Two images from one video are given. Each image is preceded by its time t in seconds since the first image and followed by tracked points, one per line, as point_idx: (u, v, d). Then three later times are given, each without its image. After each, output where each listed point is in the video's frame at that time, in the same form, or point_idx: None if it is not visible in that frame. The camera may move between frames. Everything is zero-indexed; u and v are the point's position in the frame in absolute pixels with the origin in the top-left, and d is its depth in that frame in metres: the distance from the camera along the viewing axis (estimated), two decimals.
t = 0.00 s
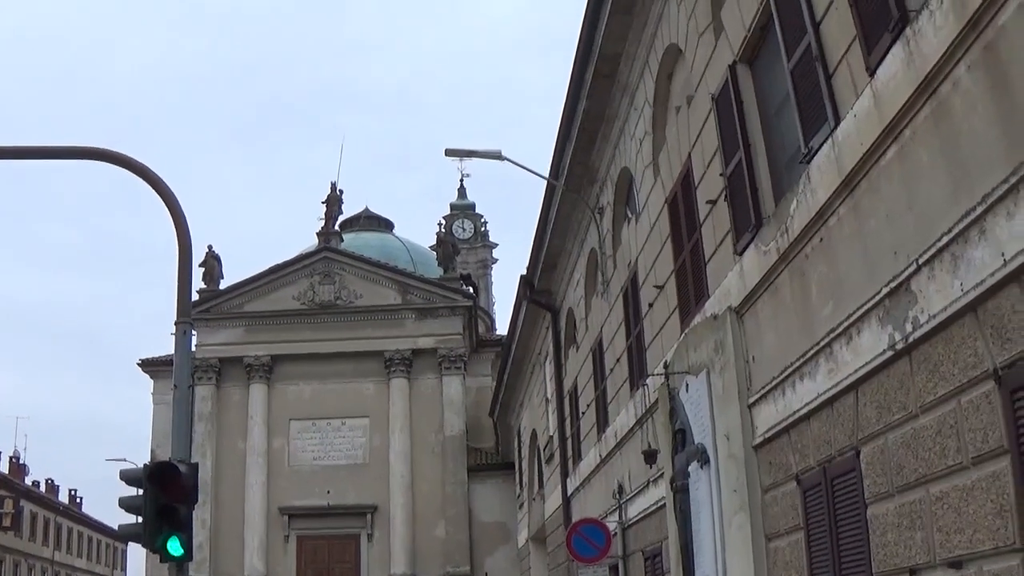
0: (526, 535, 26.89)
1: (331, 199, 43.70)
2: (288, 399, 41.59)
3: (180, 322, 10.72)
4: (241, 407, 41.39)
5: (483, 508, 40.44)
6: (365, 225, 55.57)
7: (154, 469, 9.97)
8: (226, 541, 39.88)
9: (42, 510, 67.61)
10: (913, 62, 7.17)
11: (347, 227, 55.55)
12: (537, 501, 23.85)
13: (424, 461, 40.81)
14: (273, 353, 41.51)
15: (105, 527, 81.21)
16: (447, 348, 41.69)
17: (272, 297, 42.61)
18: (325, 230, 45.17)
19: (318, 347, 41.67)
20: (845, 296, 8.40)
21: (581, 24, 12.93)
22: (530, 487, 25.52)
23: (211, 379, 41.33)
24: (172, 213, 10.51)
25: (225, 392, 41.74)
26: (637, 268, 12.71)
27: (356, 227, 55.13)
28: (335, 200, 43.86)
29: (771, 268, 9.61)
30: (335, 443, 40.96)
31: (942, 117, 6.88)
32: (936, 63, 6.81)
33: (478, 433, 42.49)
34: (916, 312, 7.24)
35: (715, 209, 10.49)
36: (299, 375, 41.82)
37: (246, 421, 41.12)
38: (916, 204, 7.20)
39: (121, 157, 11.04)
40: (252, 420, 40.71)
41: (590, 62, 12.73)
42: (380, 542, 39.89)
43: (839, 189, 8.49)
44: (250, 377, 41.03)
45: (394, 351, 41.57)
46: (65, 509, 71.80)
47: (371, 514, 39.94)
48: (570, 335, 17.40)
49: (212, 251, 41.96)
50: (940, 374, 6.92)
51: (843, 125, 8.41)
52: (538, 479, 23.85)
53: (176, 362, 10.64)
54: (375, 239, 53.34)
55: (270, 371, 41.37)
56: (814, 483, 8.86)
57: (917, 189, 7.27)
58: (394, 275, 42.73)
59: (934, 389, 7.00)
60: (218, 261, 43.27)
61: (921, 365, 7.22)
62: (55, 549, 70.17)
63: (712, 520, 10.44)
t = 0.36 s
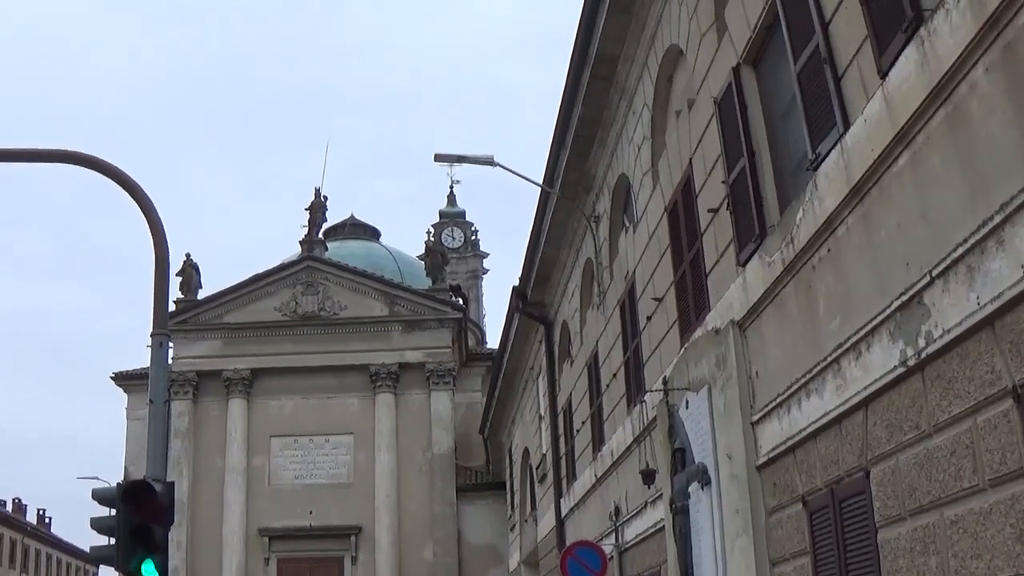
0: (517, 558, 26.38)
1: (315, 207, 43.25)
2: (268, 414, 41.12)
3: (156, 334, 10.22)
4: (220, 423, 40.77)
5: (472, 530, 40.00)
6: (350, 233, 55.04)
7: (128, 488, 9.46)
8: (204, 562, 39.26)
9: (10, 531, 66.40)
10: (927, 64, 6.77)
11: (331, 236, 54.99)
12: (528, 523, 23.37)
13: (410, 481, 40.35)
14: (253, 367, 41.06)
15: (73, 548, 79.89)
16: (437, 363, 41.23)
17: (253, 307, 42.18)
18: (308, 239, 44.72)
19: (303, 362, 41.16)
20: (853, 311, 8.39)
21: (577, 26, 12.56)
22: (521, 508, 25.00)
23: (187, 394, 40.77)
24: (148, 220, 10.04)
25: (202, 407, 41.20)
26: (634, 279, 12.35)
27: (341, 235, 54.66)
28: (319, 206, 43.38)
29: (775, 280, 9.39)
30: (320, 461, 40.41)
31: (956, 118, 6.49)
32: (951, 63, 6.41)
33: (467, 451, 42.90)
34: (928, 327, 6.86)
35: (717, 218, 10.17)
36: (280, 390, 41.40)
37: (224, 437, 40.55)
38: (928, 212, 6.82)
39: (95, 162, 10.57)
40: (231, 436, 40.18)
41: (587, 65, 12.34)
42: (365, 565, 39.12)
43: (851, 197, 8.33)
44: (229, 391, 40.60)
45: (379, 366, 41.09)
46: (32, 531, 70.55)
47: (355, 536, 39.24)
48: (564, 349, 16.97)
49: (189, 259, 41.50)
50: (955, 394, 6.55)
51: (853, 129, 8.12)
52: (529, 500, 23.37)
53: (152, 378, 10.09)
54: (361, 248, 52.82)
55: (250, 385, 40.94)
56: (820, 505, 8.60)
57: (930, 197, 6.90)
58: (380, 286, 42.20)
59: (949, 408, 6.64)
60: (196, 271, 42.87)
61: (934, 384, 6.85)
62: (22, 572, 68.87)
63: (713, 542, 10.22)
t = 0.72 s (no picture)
0: None
1: (290, 208, 42.35)
2: (238, 436, 40.14)
3: (114, 348, 9.34)
4: (185, 444, 39.84)
5: (462, 562, 38.85)
6: (328, 235, 54.06)
7: (83, 517, 8.49)
8: None
9: None
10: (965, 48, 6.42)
11: (309, 238, 53.98)
12: (524, 553, 22.50)
13: (395, 506, 39.33)
14: (221, 385, 40.26)
15: None
16: (424, 378, 40.29)
17: (223, 318, 41.30)
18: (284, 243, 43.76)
19: (281, 378, 40.35)
20: (881, 324, 7.69)
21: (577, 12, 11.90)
22: (516, 539, 24.08)
23: (149, 413, 39.72)
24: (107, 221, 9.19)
25: (165, 428, 40.22)
26: (639, 287, 11.64)
27: (319, 239, 53.64)
28: (294, 207, 42.41)
29: (794, 288, 8.73)
30: (294, 487, 39.37)
31: (997, 108, 6.15)
32: (995, 46, 6.04)
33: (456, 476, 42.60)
34: (966, 338, 6.49)
35: (729, 220, 9.54)
36: (251, 409, 40.51)
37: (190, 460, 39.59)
38: (965, 212, 6.44)
39: (51, 160, 9.70)
40: (197, 458, 39.22)
41: (588, 52, 11.68)
42: None
43: (880, 195, 7.71)
44: (196, 411, 39.76)
45: (359, 383, 40.15)
46: None
47: (333, 568, 38.14)
48: (563, 363, 16.12)
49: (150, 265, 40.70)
50: (995, 413, 6.21)
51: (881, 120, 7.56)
52: (525, 527, 22.49)
53: (110, 396, 9.19)
54: (342, 252, 51.95)
55: (218, 405, 40.13)
56: (845, 534, 8.08)
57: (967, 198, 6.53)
58: (361, 294, 41.30)
59: (989, 428, 6.28)
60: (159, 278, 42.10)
61: (970, 402, 6.53)
62: None
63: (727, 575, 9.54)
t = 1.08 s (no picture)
0: None
1: (263, 211, 41.51)
2: (207, 459, 39.32)
3: (69, 362, 8.57)
4: (148, 469, 39.00)
5: None
6: (305, 240, 52.80)
7: (34, 548, 7.67)
8: None
9: None
10: (1001, 31, 5.85)
11: (284, 244, 52.61)
12: None
13: (378, 536, 38.46)
14: (188, 405, 39.24)
15: None
16: (408, 399, 39.39)
17: (187, 331, 40.07)
18: (256, 248, 42.78)
19: (257, 396, 39.43)
20: (907, 335, 7.00)
21: (575, 1, 11.28)
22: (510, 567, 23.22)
23: (109, 435, 38.74)
24: (63, 225, 8.45)
25: (126, 450, 39.27)
26: (642, 296, 10.95)
27: (295, 244, 52.41)
28: (267, 210, 41.59)
29: (811, 297, 8.04)
30: (265, 514, 38.51)
31: None
32: None
33: (445, 503, 41.41)
34: (1003, 350, 5.92)
35: (740, 223, 8.87)
36: (219, 430, 39.66)
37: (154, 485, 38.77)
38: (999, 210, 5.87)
39: (6, 159, 8.96)
40: (163, 484, 38.29)
41: (587, 42, 11.05)
42: None
43: (904, 196, 7.00)
44: (162, 432, 38.77)
45: (337, 402, 39.29)
46: None
47: None
48: (561, 379, 15.39)
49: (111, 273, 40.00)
50: None
51: (906, 113, 6.95)
52: (518, 553, 21.68)
53: (66, 415, 8.43)
54: (320, 258, 50.84)
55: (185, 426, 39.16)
56: (869, 565, 7.42)
57: (1001, 194, 5.96)
58: (340, 306, 40.43)
59: None
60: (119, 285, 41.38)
61: (1007, 422, 5.94)
62: None
63: None
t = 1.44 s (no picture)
0: None
1: (239, 212, 40.87)
2: (178, 473, 37.38)
3: (30, 370, 8.10)
4: (114, 483, 37.05)
5: None
6: (285, 243, 50.52)
7: None
8: None
9: None
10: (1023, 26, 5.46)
11: (264, 245, 50.50)
12: None
13: (357, 555, 36.56)
14: (157, 416, 37.40)
15: None
16: (391, 411, 37.56)
17: (158, 338, 38.22)
18: (230, 251, 41.18)
19: (230, 407, 37.53)
20: (917, 349, 6.58)
21: None
22: None
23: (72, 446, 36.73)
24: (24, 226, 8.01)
25: (90, 463, 37.35)
26: (638, 306, 10.52)
27: (272, 247, 50.13)
28: (244, 211, 40.92)
29: (816, 308, 7.62)
30: (239, 532, 36.45)
31: None
32: None
33: (427, 524, 40.02)
34: (1019, 368, 5.51)
35: (742, 230, 8.46)
36: (192, 443, 37.73)
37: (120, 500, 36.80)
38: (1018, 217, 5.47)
39: None
40: (129, 502, 36.41)
41: (582, 39, 10.68)
42: None
43: (916, 201, 6.58)
44: (128, 445, 36.86)
45: (315, 414, 37.49)
46: None
47: None
48: (552, 393, 14.91)
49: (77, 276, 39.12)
50: None
51: (919, 114, 6.54)
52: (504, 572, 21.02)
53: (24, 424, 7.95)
54: (299, 262, 48.63)
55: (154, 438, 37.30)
56: None
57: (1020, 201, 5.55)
58: (319, 312, 38.58)
59: None
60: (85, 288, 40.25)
61: None
62: None
63: None
